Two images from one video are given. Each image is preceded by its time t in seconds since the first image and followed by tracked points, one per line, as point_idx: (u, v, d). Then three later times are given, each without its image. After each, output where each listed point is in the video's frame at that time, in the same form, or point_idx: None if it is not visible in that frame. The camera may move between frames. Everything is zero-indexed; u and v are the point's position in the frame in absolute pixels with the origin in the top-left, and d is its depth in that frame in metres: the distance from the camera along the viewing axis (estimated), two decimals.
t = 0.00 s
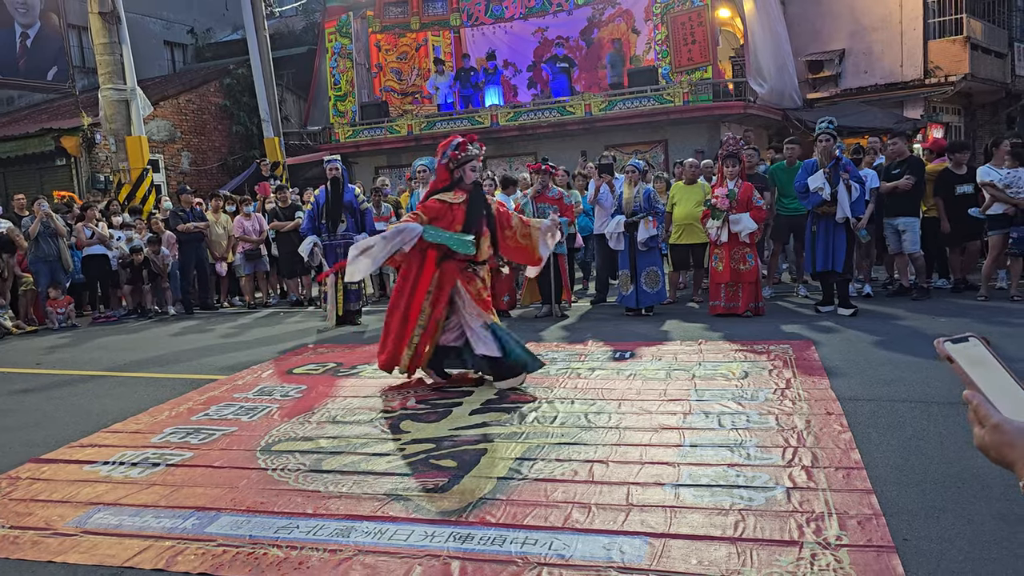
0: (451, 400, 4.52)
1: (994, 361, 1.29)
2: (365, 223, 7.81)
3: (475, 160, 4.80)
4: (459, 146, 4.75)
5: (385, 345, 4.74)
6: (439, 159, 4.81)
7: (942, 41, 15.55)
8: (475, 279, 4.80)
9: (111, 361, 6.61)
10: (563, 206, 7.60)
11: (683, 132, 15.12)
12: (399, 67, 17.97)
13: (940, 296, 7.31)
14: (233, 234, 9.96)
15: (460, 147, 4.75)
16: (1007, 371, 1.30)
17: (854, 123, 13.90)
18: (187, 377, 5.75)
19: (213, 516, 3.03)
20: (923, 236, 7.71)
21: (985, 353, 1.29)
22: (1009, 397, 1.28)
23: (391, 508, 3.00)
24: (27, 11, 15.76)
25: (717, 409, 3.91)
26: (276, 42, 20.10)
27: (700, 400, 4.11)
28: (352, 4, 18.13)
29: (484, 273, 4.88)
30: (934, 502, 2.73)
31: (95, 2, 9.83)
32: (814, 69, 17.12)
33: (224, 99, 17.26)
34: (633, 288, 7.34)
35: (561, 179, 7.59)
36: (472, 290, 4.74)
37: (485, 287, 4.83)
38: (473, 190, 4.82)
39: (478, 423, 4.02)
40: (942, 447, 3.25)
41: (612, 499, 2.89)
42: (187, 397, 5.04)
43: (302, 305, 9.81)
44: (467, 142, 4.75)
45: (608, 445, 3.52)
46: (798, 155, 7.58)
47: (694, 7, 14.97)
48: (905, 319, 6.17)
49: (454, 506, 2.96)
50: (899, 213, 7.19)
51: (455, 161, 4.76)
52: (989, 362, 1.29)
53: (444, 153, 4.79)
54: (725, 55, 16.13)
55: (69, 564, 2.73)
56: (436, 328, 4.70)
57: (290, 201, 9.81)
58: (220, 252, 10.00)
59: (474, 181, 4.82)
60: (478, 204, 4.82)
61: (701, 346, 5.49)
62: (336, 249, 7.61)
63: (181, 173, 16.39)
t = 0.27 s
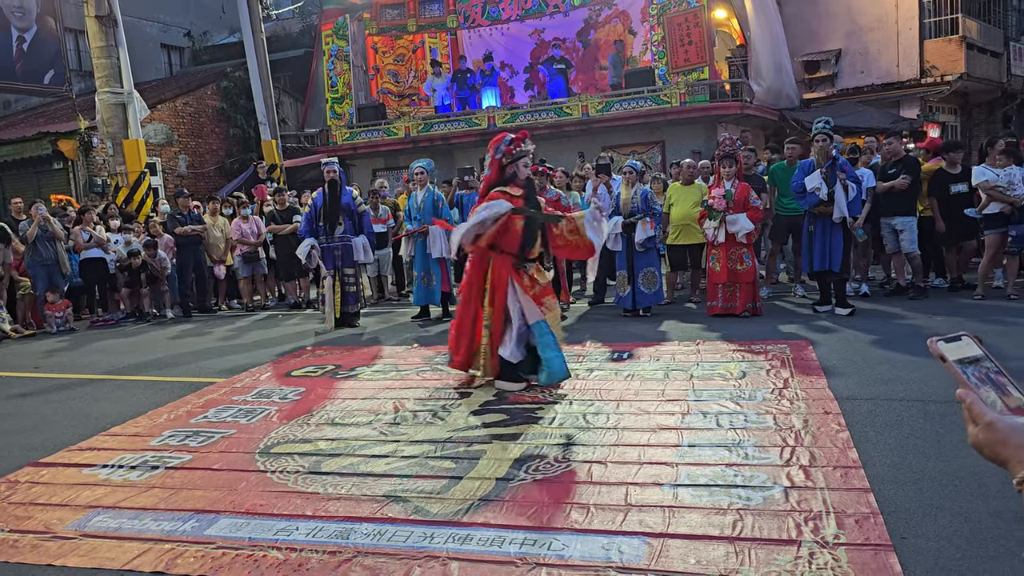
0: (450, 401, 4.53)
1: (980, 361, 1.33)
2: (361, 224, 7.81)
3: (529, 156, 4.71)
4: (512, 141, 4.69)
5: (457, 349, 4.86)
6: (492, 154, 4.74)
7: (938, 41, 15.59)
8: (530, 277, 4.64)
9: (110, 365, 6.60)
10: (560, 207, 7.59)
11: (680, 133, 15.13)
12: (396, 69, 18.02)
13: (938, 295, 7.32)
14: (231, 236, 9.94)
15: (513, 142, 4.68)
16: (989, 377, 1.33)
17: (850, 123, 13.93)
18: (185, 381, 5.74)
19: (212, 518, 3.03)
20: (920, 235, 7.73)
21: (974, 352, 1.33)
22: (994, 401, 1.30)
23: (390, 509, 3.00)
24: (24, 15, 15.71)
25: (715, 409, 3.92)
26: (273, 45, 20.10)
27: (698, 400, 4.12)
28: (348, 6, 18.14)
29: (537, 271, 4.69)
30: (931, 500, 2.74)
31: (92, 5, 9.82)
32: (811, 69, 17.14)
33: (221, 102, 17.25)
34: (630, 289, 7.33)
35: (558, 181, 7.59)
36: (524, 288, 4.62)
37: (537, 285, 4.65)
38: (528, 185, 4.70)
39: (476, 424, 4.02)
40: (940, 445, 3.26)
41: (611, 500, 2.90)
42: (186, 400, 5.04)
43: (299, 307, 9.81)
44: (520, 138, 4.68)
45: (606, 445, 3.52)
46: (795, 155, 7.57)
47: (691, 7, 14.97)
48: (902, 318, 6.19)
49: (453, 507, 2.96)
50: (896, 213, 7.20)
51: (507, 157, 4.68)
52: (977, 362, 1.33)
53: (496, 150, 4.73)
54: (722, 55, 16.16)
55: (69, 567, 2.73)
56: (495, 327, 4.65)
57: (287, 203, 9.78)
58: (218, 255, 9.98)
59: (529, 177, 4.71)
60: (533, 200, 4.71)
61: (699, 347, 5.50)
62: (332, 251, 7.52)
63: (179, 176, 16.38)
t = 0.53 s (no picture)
0: (447, 402, 4.53)
1: (973, 363, 1.34)
2: (358, 227, 7.83)
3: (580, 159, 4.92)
4: (565, 143, 4.88)
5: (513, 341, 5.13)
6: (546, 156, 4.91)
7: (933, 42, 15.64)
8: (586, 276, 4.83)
9: (107, 367, 6.59)
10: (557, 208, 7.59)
11: (677, 134, 15.15)
12: (393, 71, 18.14)
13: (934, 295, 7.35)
14: (228, 238, 9.93)
15: (567, 145, 4.89)
16: (981, 379, 1.34)
17: (846, 124, 13.96)
18: (183, 383, 5.73)
19: (210, 520, 3.03)
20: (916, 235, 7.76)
21: (965, 353, 1.33)
22: (986, 402, 1.31)
23: (387, 511, 3.00)
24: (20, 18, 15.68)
25: (712, 410, 3.93)
26: (269, 47, 20.07)
27: (695, 401, 4.12)
28: (345, 8, 18.15)
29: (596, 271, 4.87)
30: (927, 500, 2.75)
31: (88, 7, 9.82)
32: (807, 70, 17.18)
33: (218, 104, 17.24)
34: (627, 289, 7.35)
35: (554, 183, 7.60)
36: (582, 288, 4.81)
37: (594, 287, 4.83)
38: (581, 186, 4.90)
39: (474, 425, 4.02)
40: (936, 446, 3.27)
41: (608, 501, 2.90)
42: (183, 403, 5.04)
43: (296, 309, 9.81)
44: (572, 140, 4.89)
45: (603, 446, 3.53)
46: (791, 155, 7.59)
47: (687, 9, 14.93)
48: (898, 318, 6.21)
49: (450, 508, 2.96)
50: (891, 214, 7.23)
51: (563, 159, 4.85)
52: (967, 364, 1.33)
53: (548, 152, 4.88)
54: (718, 56, 16.18)
55: (66, 570, 2.73)
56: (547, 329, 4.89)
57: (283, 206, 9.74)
58: (215, 257, 9.96)
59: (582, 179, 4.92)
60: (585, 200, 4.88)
61: (696, 347, 5.51)
62: (330, 254, 7.56)
63: (175, 179, 16.37)
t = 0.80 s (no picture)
0: (444, 403, 4.53)
1: (966, 363, 1.37)
2: (354, 227, 7.83)
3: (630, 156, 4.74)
4: (620, 139, 4.66)
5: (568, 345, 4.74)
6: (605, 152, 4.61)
7: (928, 42, 15.68)
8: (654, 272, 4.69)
9: (103, 368, 6.58)
10: (553, 209, 7.59)
11: (672, 134, 15.17)
12: (388, 72, 17.99)
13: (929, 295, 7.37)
14: (224, 239, 9.92)
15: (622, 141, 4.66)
16: (974, 378, 1.36)
17: (841, 124, 13.99)
18: (179, 383, 5.73)
19: (207, 521, 3.02)
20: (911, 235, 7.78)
21: (956, 353, 1.37)
22: (980, 401, 1.32)
23: (385, 511, 3.00)
24: (15, 18, 15.62)
25: (708, 410, 3.94)
26: (265, 47, 20.05)
27: (692, 400, 4.13)
28: (340, 9, 18.15)
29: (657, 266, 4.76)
30: (923, 499, 2.76)
31: (83, 7, 9.78)
32: (802, 70, 17.21)
33: (214, 104, 17.21)
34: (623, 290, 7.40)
35: (550, 184, 7.60)
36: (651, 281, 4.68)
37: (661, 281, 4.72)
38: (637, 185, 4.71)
39: (470, 425, 4.03)
40: (931, 444, 3.28)
41: (605, 500, 2.91)
42: (179, 403, 5.03)
43: (292, 309, 9.80)
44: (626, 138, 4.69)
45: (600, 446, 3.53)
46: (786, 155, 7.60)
47: (682, 9, 15.03)
48: (893, 317, 6.23)
49: (447, 508, 2.96)
50: (887, 213, 7.25)
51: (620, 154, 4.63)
52: (961, 362, 1.36)
53: (604, 148, 4.62)
54: (713, 56, 16.22)
55: (63, 571, 2.72)
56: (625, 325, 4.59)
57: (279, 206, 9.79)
58: (211, 258, 9.95)
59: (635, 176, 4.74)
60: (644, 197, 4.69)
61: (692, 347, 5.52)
62: (326, 254, 7.56)
63: (171, 179, 16.35)
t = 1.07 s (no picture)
0: (441, 402, 4.53)
1: (962, 360, 1.36)
2: (350, 226, 7.81)
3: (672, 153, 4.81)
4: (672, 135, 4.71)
5: (664, 340, 4.51)
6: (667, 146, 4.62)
7: (924, 42, 15.71)
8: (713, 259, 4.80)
9: (99, 368, 6.57)
10: (551, 209, 7.62)
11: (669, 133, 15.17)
12: (385, 71, 17.97)
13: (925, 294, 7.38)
14: (221, 239, 9.90)
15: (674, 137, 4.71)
16: (972, 375, 1.35)
17: (837, 123, 14.01)
18: (176, 383, 5.72)
19: (204, 520, 3.02)
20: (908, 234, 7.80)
21: (953, 350, 1.37)
22: (977, 398, 1.32)
23: (382, 510, 3.00)
24: (10, 17, 15.52)
25: (705, 409, 3.94)
26: (261, 46, 20.01)
27: (688, 400, 4.13)
28: (337, 8, 18.14)
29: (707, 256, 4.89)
30: (919, 497, 2.76)
31: (79, 7, 9.76)
32: (799, 69, 17.23)
33: (210, 103, 17.17)
34: (620, 289, 7.42)
35: (548, 183, 7.60)
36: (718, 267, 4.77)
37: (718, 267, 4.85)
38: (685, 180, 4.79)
39: (468, 425, 4.02)
40: (927, 443, 3.29)
41: (602, 499, 2.91)
42: (176, 403, 5.02)
43: (289, 309, 9.78)
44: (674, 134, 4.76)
45: (597, 445, 3.53)
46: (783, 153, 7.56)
47: (679, 9, 14.96)
48: (890, 316, 6.25)
49: (444, 507, 2.97)
50: (882, 213, 7.28)
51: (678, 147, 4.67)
52: (957, 360, 1.36)
53: (665, 143, 4.64)
54: (710, 56, 16.24)
55: (59, 571, 2.72)
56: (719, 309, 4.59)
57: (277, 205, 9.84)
58: (208, 258, 9.96)
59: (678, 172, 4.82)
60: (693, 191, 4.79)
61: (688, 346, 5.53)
62: (321, 254, 7.52)
63: (167, 178, 16.32)
